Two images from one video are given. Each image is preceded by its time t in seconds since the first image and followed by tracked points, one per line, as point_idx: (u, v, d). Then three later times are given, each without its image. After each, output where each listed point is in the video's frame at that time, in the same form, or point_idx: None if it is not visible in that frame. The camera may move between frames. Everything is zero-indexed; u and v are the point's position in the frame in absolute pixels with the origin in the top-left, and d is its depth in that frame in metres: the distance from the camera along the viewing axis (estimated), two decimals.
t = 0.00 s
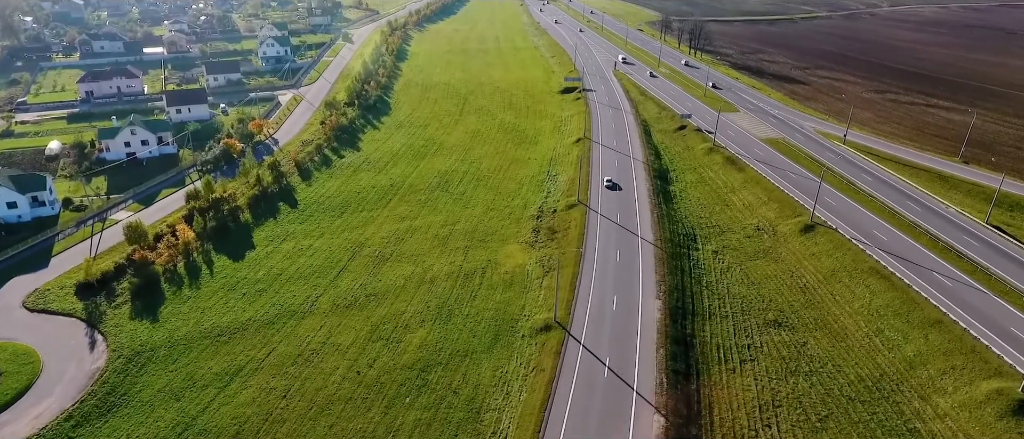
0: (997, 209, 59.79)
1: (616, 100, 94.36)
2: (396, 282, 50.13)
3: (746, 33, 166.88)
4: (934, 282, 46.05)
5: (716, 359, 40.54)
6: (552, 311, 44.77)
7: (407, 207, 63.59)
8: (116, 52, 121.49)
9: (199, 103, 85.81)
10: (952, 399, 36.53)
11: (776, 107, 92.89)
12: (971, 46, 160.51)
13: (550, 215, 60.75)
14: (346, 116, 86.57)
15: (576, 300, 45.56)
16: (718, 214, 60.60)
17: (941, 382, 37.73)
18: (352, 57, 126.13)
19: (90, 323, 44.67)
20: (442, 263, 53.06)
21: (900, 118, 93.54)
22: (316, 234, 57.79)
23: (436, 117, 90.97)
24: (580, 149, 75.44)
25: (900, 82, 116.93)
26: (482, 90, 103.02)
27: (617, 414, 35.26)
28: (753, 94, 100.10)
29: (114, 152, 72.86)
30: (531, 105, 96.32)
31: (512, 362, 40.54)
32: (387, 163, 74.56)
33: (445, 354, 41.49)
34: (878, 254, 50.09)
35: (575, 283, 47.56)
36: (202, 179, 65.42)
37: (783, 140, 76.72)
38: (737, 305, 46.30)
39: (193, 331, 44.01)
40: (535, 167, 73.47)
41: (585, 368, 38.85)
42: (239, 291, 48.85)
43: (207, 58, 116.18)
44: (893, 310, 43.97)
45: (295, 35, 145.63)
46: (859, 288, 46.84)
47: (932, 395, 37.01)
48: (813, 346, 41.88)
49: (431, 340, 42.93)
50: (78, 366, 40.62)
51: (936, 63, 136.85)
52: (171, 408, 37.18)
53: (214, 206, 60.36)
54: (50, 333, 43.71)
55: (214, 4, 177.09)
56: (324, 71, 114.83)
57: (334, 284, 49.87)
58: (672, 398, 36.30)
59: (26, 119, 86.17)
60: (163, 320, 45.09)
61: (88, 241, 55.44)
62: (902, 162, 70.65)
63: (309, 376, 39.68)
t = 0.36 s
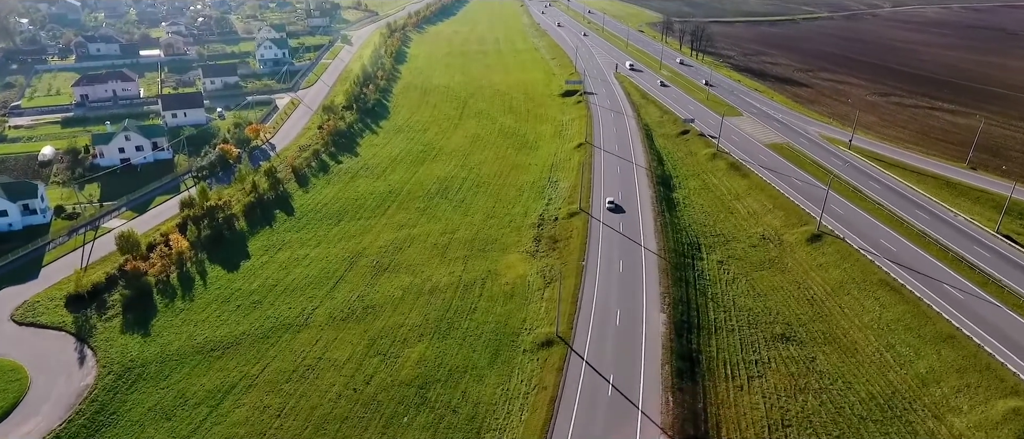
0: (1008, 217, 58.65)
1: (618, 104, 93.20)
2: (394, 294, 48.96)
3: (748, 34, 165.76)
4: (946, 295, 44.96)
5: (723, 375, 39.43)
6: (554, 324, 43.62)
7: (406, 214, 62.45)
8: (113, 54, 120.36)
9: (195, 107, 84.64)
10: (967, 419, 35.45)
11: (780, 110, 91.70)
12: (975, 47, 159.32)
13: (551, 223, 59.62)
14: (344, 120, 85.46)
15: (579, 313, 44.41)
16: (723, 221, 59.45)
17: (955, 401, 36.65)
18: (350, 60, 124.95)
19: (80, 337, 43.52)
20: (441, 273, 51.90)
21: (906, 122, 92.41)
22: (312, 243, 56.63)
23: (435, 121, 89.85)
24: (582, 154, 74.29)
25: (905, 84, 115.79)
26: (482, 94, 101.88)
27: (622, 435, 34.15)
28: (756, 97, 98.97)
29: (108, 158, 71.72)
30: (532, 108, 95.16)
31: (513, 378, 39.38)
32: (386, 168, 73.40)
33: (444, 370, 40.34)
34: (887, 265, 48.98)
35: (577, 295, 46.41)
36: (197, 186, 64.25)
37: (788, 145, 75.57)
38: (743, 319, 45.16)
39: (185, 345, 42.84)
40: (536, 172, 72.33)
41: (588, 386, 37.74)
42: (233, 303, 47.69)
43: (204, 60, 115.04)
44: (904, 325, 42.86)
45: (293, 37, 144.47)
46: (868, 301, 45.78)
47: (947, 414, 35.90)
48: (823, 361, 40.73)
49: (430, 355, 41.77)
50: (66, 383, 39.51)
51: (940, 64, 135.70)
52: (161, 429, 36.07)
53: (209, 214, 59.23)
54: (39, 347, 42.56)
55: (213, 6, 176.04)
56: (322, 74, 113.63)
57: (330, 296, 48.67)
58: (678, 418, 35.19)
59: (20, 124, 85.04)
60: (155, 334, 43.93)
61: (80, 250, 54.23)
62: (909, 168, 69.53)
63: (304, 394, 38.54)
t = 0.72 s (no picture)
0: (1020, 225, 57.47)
1: (620, 108, 92.05)
2: (392, 305, 47.83)
3: (750, 35, 164.63)
4: (958, 309, 43.87)
5: (730, 393, 38.30)
6: (555, 338, 42.51)
7: (405, 222, 61.37)
8: (109, 56, 119.29)
9: (191, 111, 83.51)
10: None
11: (784, 114, 90.50)
12: (979, 48, 158.12)
13: (552, 231, 58.53)
14: (343, 125, 84.34)
15: (581, 327, 43.24)
16: (728, 229, 58.30)
17: (970, 420, 35.58)
18: (349, 61, 123.81)
19: (69, 352, 42.45)
20: (440, 284, 50.78)
21: (911, 125, 91.28)
22: (309, 252, 55.51)
23: (435, 124, 88.74)
24: (583, 160, 73.20)
25: (909, 87, 114.64)
26: (482, 97, 100.75)
27: None
28: (759, 100, 97.79)
29: (102, 164, 70.63)
30: (532, 111, 94.06)
31: (514, 396, 38.26)
32: (385, 174, 72.28)
33: (442, 387, 39.21)
34: (897, 276, 47.89)
35: (579, 308, 45.28)
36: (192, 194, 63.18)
37: (792, 150, 74.40)
38: (749, 332, 44.04)
39: (177, 360, 41.73)
40: (537, 178, 71.23)
41: (591, 404, 36.64)
42: (227, 315, 46.57)
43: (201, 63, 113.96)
44: (916, 340, 41.76)
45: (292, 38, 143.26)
46: (877, 314, 44.72)
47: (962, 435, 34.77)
48: (833, 378, 39.58)
49: (428, 370, 40.69)
50: (54, 400, 38.48)
51: (944, 66, 134.55)
52: None
53: (204, 223, 58.20)
54: (27, 362, 41.55)
55: (211, 7, 175.02)
56: (320, 76, 112.48)
57: (327, 308, 47.55)
58: None
59: (14, 128, 83.94)
60: (146, 349, 42.82)
61: (71, 260, 53.11)
62: (916, 173, 68.38)
63: (298, 413, 37.36)
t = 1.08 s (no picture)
0: None
1: (621, 111, 90.90)
2: (390, 318, 46.68)
3: (751, 36, 163.51)
4: (970, 323, 42.83)
5: (738, 412, 37.19)
6: (558, 354, 41.40)
7: (403, 229, 60.25)
8: (104, 58, 118.13)
9: (187, 115, 82.32)
10: None
11: (788, 118, 89.35)
12: (981, 50, 157.05)
13: (554, 240, 57.39)
14: (341, 129, 83.17)
15: (584, 342, 42.10)
16: (733, 238, 57.16)
17: None
18: (348, 64, 122.65)
19: (58, 367, 41.33)
20: (439, 295, 49.64)
21: (916, 129, 90.18)
22: (305, 262, 54.38)
23: (434, 128, 87.59)
24: (585, 165, 72.06)
25: (913, 90, 113.56)
26: (481, 100, 99.61)
27: None
28: (762, 103, 96.64)
29: (96, 169, 69.47)
30: (533, 115, 92.90)
31: (515, 415, 37.16)
32: (383, 180, 71.14)
33: (441, 405, 38.09)
34: (907, 289, 46.80)
35: (582, 322, 44.11)
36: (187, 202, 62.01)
37: (797, 155, 73.25)
38: (757, 346, 42.93)
39: (169, 376, 40.59)
40: (538, 184, 70.07)
41: (595, 424, 35.57)
42: (220, 329, 45.40)
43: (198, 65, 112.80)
44: (928, 356, 40.67)
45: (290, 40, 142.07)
46: (888, 328, 43.67)
47: None
48: (844, 395, 38.42)
49: (427, 387, 39.57)
50: (41, 418, 37.45)
51: (947, 68, 133.47)
52: None
53: (199, 231, 56.94)
54: (14, 378, 40.45)
55: (209, 8, 173.79)
56: (318, 79, 111.30)
57: (323, 320, 46.42)
58: None
59: (7, 132, 82.78)
60: (137, 364, 41.68)
61: (62, 270, 51.96)
62: (923, 179, 67.28)
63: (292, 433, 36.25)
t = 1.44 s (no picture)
0: None
1: (623, 115, 89.73)
2: (387, 331, 45.51)
3: (753, 38, 162.32)
4: (984, 338, 41.74)
5: (747, 432, 36.06)
6: (560, 370, 40.29)
7: (402, 238, 59.10)
8: (100, 61, 116.94)
9: (183, 119, 81.15)
10: None
11: (792, 121, 88.18)
12: (984, 52, 155.80)
13: (555, 249, 56.24)
14: (338, 133, 81.98)
15: (587, 358, 40.95)
16: (738, 247, 56.00)
17: None
18: (346, 66, 121.48)
19: (46, 383, 40.20)
20: (438, 307, 48.49)
21: (922, 133, 89.02)
22: (301, 272, 53.19)
23: (433, 133, 86.42)
24: (586, 171, 70.91)
25: (918, 92, 112.42)
26: (481, 103, 98.43)
27: None
28: (766, 107, 95.45)
29: (89, 176, 68.31)
30: (533, 119, 91.75)
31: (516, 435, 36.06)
32: (381, 186, 69.98)
33: (440, 424, 36.99)
34: (918, 302, 45.67)
35: (585, 336, 42.96)
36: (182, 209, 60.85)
37: (802, 161, 72.09)
38: (765, 361, 41.79)
39: (159, 393, 39.44)
40: (539, 190, 68.93)
41: None
42: (214, 342, 44.25)
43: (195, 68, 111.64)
44: (942, 372, 39.56)
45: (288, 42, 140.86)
46: (899, 342, 42.52)
47: None
48: (856, 414, 37.28)
49: (426, 405, 38.45)
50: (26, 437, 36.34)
51: (951, 70, 132.27)
52: None
53: (194, 240, 55.73)
54: None
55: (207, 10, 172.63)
56: (317, 82, 110.13)
57: (319, 334, 45.28)
58: None
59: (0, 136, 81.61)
60: (127, 380, 40.55)
61: (53, 281, 50.79)
62: (931, 186, 66.11)
63: None
